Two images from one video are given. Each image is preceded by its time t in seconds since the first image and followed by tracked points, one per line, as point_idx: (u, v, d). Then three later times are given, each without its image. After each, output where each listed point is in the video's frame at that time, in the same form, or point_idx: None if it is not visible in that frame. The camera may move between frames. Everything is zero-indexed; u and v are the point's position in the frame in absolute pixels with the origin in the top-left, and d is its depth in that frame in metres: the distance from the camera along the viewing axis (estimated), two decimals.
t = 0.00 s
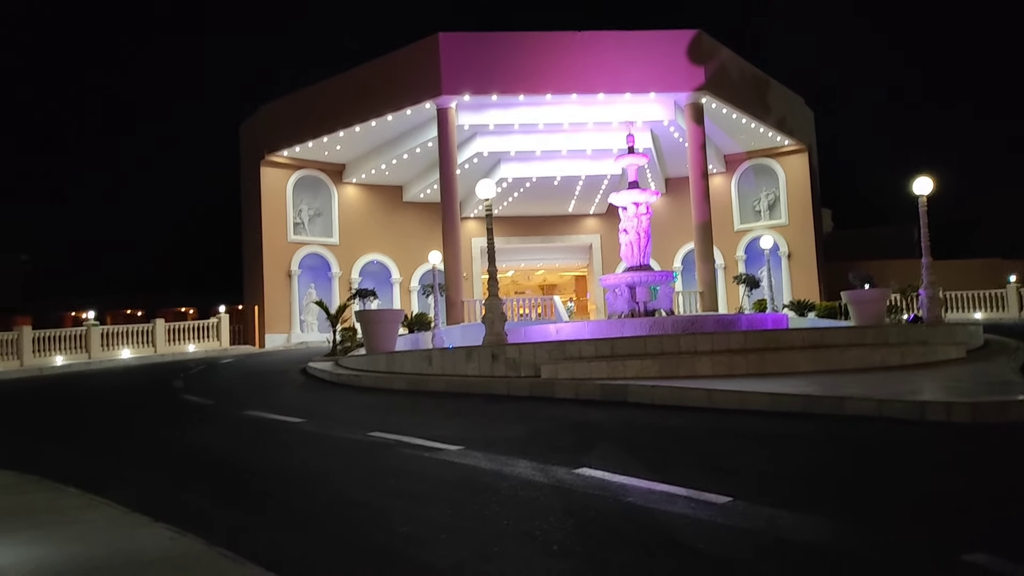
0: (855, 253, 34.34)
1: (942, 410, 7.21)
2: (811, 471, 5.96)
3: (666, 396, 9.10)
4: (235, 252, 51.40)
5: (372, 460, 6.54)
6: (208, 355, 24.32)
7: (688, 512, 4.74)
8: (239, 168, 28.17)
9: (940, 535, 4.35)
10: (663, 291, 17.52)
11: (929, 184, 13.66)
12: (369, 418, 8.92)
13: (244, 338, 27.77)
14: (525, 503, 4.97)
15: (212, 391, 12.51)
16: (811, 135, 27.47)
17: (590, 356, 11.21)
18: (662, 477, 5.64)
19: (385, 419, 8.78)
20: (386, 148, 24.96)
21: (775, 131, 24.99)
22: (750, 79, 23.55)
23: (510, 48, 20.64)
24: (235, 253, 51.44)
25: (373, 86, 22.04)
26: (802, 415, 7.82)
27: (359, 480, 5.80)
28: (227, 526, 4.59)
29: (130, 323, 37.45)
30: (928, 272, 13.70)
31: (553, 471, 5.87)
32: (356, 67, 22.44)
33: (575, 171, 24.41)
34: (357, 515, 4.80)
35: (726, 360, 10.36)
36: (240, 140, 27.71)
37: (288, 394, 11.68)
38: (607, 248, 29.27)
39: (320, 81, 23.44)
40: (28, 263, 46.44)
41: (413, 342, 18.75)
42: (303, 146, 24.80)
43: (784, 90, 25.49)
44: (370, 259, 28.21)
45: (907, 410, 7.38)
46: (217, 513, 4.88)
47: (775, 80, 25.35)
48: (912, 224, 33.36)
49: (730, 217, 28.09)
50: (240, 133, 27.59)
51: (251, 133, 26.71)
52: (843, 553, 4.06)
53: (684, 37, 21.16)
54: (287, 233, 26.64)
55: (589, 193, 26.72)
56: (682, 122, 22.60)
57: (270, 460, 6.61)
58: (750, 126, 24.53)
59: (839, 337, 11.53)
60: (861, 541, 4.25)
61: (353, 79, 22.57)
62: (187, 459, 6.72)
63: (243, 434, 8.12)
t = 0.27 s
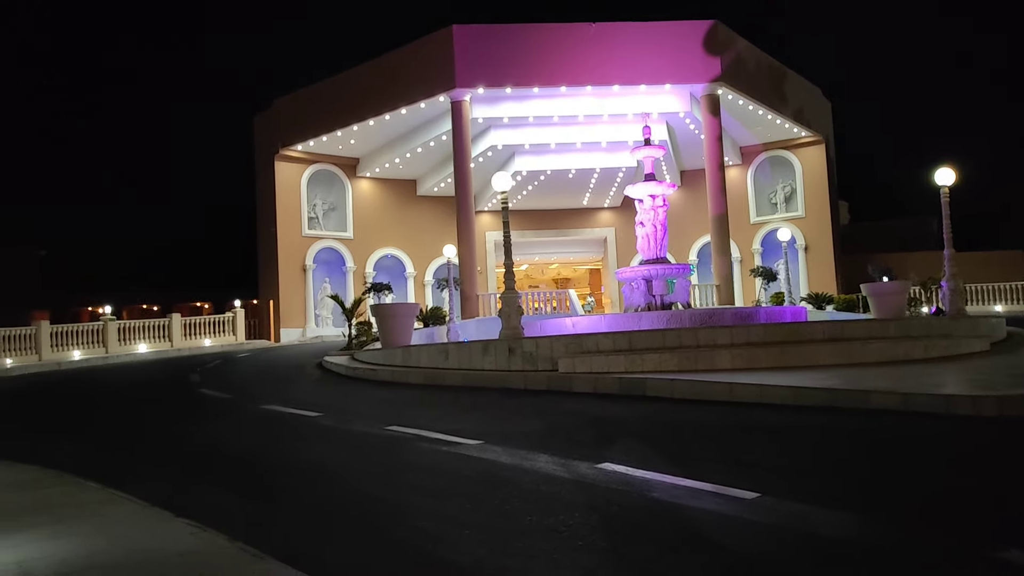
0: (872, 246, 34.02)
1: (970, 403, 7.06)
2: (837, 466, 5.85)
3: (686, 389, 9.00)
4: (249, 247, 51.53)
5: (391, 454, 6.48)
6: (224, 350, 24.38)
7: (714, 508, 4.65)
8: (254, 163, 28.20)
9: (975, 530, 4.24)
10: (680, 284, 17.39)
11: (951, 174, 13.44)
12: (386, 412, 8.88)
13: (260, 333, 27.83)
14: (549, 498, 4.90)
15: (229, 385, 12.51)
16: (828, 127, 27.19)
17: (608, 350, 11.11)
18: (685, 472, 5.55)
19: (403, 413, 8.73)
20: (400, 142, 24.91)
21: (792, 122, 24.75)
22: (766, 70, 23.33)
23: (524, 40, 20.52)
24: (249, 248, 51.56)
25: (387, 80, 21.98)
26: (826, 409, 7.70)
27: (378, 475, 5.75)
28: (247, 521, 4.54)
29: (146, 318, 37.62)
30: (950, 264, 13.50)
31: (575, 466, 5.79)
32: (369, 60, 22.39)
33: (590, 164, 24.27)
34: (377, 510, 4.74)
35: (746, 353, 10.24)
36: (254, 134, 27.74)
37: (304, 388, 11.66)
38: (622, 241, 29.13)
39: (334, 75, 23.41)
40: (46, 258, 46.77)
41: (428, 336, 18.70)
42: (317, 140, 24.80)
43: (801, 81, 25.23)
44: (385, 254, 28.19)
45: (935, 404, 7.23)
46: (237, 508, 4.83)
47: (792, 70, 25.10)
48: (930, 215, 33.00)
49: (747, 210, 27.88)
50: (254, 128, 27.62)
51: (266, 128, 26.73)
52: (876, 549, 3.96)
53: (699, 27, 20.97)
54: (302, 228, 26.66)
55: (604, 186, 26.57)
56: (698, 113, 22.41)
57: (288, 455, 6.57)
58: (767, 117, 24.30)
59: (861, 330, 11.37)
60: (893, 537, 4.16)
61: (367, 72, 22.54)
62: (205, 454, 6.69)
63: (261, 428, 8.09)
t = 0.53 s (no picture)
0: (882, 247, 33.82)
1: (990, 407, 6.94)
2: (856, 471, 5.76)
3: (699, 392, 8.91)
4: (256, 247, 51.53)
5: (403, 457, 6.41)
6: (231, 350, 24.35)
7: (734, 515, 4.56)
8: (261, 163, 28.18)
9: (1001, 539, 4.15)
10: (689, 285, 17.28)
11: (965, 175, 13.29)
12: (396, 414, 8.81)
13: (267, 333, 27.80)
14: (565, 504, 4.82)
15: (237, 386, 12.46)
16: (838, 127, 27.04)
17: (619, 352, 11.02)
18: (702, 477, 5.47)
19: (413, 415, 8.66)
20: (407, 142, 24.85)
21: (801, 122, 24.62)
22: (775, 70, 23.21)
23: (532, 40, 20.45)
24: (256, 248, 51.57)
25: (395, 80, 21.93)
26: (842, 412, 7.60)
27: (391, 478, 5.68)
28: (259, 526, 4.47)
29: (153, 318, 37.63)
30: (964, 265, 13.36)
31: (591, 471, 5.70)
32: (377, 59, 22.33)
33: (599, 164, 24.17)
34: (391, 515, 4.66)
35: (759, 355, 10.15)
36: (262, 134, 27.72)
37: (313, 389, 11.60)
38: (630, 242, 29.03)
39: (342, 75, 23.38)
40: (53, 258, 46.86)
41: (437, 337, 18.64)
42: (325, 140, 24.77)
43: (810, 81, 25.10)
44: (392, 254, 28.14)
45: (953, 408, 7.12)
46: (249, 513, 4.77)
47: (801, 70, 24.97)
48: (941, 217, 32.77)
49: (755, 210, 27.75)
50: (262, 128, 27.60)
51: (273, 128, 26.71)
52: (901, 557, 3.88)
53: (709, 27, 20.86)
54: (309, 228, 26.63)
55: (612, 186, 26.47)
56: (707, 113, 22.29)
57: (299, 457, 6.51)
58: (776, 117, 24.18)
59: (875, 332, 11.25)
60: (918, 544, 4.07)
61: (375, 72, 22.49)
62: (215, 456, 6.64)
63: (271, 429, 8.03)
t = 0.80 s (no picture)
0: (883, 249, 33.78)
1: (1001, 412, 6.85)
2: (867, 477, 5.69)
3: (705, 395, 8.84)
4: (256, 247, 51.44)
5: (406, 461, 6.33)
6: (231, 351, 24.26)
7: (747, 521, 4.49)
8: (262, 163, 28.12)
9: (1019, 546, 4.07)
10: (692, 287, 17.21)
11: (970, 177, 13.21)
12: (399, 417, 8.73)
13: (268, 334, 27.73)
14: (575, 509, 4.74)
15: (238, 387, 12.39)
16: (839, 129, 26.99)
17: (623, 354, 10.93)
18: (711, 483, 5.39)
19: (416, 418, 8.58)
20: (408, 143, 24.80)
21: (803, 124, 24.55)
22: (778, 72, 23.16)
23: (534, 41, 20.40)
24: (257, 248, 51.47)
25: (396, 80, 21.88)
26: (850, 416, 7.52)
27: (395, 483, 5.60)
28: (264, 532, 4.40)
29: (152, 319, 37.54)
30: (968, 268, 13.28)
31: (599, 475, 5.62)
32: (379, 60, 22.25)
33: (600, 166, 24.11)
34: (397, 521, 4.58)
35: (764, 358, 10.08)
36: (263, 135, 27.65)
37: (314, 391, 11.53)
38: (631, 243, 28.98)
39: (343, 75, 23.32)
40: (53, 258, 46.78)
41: (438, 338, 18.63)
42: (326, 141, 24.72)
43: (812, 83, 25.05)
44: (393, 255, 28.08)
45: (963, 413, 7.04)
46: (253, 518, 4.70)
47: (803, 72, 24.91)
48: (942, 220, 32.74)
49: (757, 212, 27.69)
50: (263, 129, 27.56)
51: (274, 128, 26.66)
52: (918, 564, 3.80)
53: (711, 28, 20.82)
54: (310, 228, 26.57)
55: (614, 188, 26.41)
56: (709, 115, 22.22)
57: (302, 461, 6.43)
58: (778, 119, 24.12)
59: (880, 336, 11.17)
60: (934, 550, 4.00)
61: (377, 73, 22.42)
62: (217, 460, 6.56)
63: (274, 432, 7.96)
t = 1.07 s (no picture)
0: (879, 252, 33.78)
1: (1006, 416, 6.80)
2: (872, 482, 5.62)
3: (706, 399, 8.76)
4: (251, 250, 51.28)
5: (406, 466, 6.25)
6: (226, 355, 24.12)
7: (754, 528, 4.41)
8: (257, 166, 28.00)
9: None
10: (691, 290, 17.15)
11: (969, 179, 13.16)
12: (397, 421, 8.63)
13: (263, 338, 27.60)
14: (579, 516, 4.66)
15: (234, 391, 12.28)
16: (836, 133, 26.99)
17: (623, 358, 10.86)
18: (716, 489, 5.31)
19: (414, 422, 8.49)
20: (405, 146, 24.72)
21: (800, 127, 24.53)
22: (775, 75, 23.15)
23: (532, 43, 20.34)
24: (252, 251, 51.32)
25: (393, 83, 21.80)
26: (853, 420, 7.45)
27: (395, 488, 5.52)
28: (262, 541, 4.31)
29: (147, 323, 37.35)
30: (968, 270, 13.23)
31: (601, 481, 5.54)
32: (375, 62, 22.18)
33: (597, 169, 24.06)
34: (398, 528, 4.50)
35: (764, 361, 10.02)
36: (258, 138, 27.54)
37: (311, 395, 11.43)
38: (628, 246, 28.93)
39: (340, 77, 23.23)
40: (47, 261, 46.53)
41: (435, 342, 18.52)
42: (322, 144, 24.62)
43: (809, 86, 25.04)
44: (389, 258, 27.98)
45: (968, 416, 6.97)
46: (250, 526, 4.61)
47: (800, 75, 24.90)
48: (938, 222, 32.76)
49: (754, 215, 27.67)
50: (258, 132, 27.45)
51: (270, 131, 26.56)
52: (929, 571, 3.74)
53: (708, 31, 20.79)
54: (306, 231, 26.47)
55: (611, 191, 26.36)
56: (706, 118, 22.20)
57: (299, 467, 6.33)
58: (775, 122, 24.10)
59: (880, 339, 11.11)
60: (945, 557, 3.94)
61: (373, 75, 22.34)
62: (212, 466, 6.45)
63: (269, 437, 7.87)
